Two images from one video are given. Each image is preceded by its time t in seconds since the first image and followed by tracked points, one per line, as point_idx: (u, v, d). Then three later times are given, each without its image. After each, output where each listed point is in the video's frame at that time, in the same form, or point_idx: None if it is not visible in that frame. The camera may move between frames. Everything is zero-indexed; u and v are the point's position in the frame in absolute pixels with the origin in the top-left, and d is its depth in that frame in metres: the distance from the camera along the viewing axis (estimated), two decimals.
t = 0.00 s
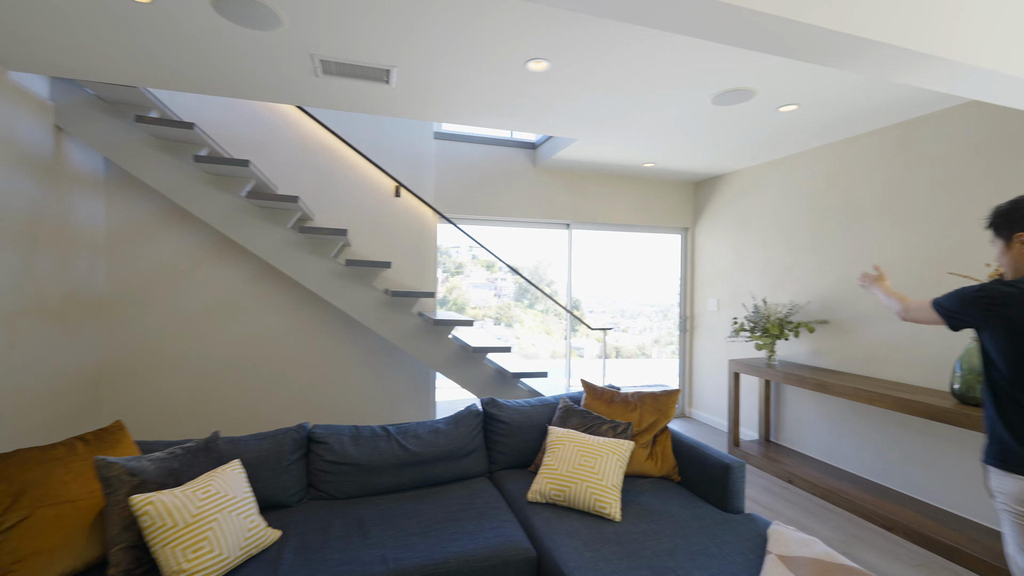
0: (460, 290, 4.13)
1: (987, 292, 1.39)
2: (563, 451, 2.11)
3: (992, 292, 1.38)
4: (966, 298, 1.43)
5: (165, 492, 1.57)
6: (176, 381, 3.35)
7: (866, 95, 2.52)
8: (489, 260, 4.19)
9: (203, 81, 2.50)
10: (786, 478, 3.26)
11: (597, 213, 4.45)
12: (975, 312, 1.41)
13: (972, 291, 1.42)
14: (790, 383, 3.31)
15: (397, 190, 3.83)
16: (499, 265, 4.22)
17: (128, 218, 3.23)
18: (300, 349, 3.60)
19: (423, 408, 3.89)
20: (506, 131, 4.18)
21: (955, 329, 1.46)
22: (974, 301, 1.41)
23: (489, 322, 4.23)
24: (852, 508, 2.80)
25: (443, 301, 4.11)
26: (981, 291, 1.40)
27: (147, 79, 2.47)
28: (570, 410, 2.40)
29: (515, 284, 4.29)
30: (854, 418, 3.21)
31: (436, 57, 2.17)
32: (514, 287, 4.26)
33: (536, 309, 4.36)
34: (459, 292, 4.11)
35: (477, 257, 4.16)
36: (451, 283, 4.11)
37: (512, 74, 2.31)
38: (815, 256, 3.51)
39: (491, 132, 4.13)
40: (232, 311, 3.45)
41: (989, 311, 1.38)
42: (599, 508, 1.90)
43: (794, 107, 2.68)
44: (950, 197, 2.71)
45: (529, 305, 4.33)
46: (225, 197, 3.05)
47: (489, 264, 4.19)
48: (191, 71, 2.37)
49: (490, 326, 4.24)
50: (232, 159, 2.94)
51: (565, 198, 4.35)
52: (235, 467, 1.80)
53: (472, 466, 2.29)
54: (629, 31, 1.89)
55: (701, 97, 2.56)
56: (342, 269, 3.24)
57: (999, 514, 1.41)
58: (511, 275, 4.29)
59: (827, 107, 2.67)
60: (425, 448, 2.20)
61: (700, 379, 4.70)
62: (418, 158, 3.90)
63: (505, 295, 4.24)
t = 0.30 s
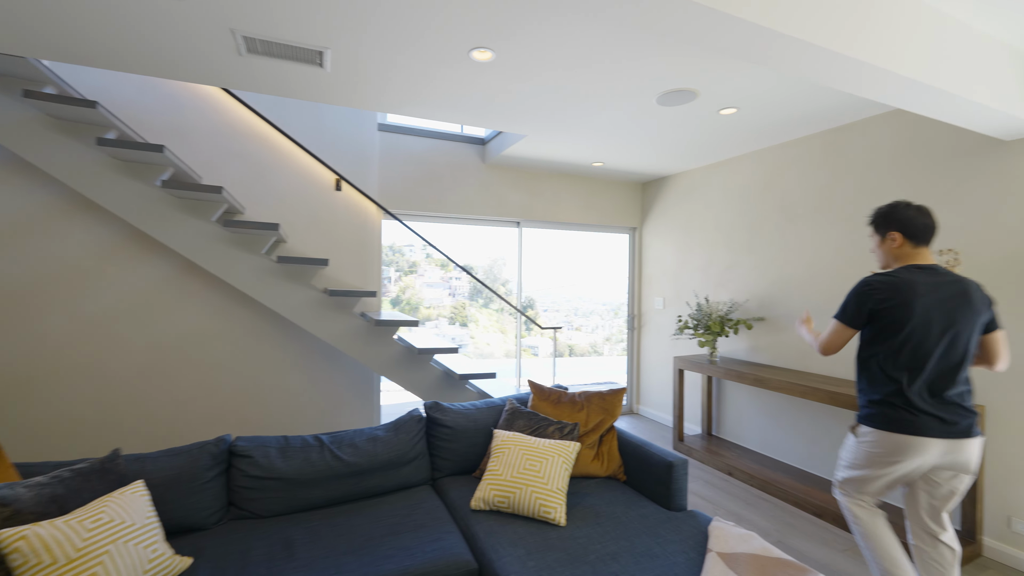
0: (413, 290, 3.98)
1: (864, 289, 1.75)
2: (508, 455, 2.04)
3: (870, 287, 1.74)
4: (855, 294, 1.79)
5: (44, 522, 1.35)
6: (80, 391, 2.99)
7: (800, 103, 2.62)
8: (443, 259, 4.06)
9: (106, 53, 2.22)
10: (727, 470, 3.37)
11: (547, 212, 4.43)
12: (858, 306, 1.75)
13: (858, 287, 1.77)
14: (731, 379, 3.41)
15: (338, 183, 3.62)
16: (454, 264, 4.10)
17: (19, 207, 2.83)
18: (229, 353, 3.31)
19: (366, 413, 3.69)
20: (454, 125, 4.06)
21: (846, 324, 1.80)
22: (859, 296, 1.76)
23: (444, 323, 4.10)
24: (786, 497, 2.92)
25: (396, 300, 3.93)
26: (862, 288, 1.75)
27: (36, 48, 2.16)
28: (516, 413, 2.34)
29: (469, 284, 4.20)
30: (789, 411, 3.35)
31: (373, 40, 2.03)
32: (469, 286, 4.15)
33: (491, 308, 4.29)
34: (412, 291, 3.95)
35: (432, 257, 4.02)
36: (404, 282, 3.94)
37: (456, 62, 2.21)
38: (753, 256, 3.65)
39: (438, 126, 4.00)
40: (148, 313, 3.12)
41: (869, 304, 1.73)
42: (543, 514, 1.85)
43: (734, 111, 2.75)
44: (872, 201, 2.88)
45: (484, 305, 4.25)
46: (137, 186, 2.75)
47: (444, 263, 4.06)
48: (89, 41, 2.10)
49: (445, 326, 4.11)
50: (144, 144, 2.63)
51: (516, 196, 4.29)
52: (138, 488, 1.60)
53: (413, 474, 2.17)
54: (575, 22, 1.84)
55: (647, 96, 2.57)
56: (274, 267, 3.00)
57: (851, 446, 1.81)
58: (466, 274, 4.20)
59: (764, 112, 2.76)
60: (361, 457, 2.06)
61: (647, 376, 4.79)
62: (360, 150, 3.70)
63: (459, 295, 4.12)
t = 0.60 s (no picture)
0: (371, 289, 3.83)
1: (771, 299, 2.03)
2: (456, 463, 1.95)
3: (770, 295, 2.04)
4: (762, 304, 2.06)
5: None
6: None
7: (746, 106, 2.69)
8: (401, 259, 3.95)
9: None
10: (678, 466, 3.42)
11: (502, 210, 4.37)
12: (769, 314, 2.02)
13: (761, 298, 2.06)
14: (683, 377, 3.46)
15: (279, 176, 3.39)
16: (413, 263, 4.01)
17: None
18: (154, 359, 3.03)
19: (311, 421, 3.49)
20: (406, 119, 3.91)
21: (763, 333, 2.03)
22: (767, 305, 2.04)
23: (403, 324, 3.98)
24: (734, 491, 2.99)
25: (352, 301, 3.77)
26: (765, 297, 2.04)
27: None
28: (467, 417, 2.26)
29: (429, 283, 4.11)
30: (736, 407, 3.45)
31: (310, 20, 1.88)
32: (429, 286, 4.06)
33: (451, 308, 4.21)
34: (370, 290, 3.81)
35: (389, 256, 3.90)
36: (361, 282, 3.80)
37: (403, 49, 2.09)
38: (703, 256, 3.73)
39: (389, 119, 3.84)
40: (57, 316, 2.79)
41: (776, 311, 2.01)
42: (492, 523, 1.77)
43: (684, 112, 2.79)
44: (812, 204, 3.00)
45: (445, 304, 4.17)
46: (42, 174, 2.46)
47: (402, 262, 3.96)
48: None
49: (402, 327, 3.99)
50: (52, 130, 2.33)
51: (470, 193, 4.20)
52: (28, 520, 1.40)
53: (356, 486, 2.04)
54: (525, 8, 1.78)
55: (599, 91, 2.57)
56: (204, 265, 2.76)
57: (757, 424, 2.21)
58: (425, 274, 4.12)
59: (712, 114, 2.81)
60: (297, 471, 1.91)
61: (602, 374, 4.83)
62: (304, 142, 3.48)
63: (418, 295, 4.02)
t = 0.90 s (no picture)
0: (344, 289, 3.74)
1: (708, 293, 2.25)
2: (415, 472, 1.86)
3: (707, 288, 2.28)
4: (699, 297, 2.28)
5: None
6: None
7: (714, 104, 2.68)
8: (376, 258, 3.90)
9: None
10: (647, 467, 3.41)
11: (471, 207, 4.28)
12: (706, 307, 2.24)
13: (699, 292, 2.29)
14: (652, 377, 3.45)
15: (234, 169, 3.22)
16: (387, 262, 3.95)
17: None
18: (93, 364, 2.81)
19: (268, 427, 3.31)
20: (371, 113, 3.78)
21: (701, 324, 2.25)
22: (704, 299, 2.26)
23: (377, 324, 3.89)
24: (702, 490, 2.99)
25: (324, 301, 3.67)
26: (702, 291, 2.26)
27: None
28: (428, 422, 2.17)
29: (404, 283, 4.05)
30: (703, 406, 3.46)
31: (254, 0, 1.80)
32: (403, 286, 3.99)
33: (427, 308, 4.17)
34: (343, 292, 3.71)
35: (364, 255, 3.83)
36: (334, 282, 3.70)
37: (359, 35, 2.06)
38: (672, 255, 3.74)
39: (353, 112, 3.70)
40: None
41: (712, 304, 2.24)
42: (452, 534, 1.68)
43: (652, 110, 2.78)
44: (777, 203, 3.03)
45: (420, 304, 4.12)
46: None
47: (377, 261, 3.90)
48: None
49: (377, 327, 3.90)
50: None
51: (439, 191, 4.10)
52: None
53: (309, 498, 1.92)
54: None
55: (566, 84, 2.54)
56: (147, 263, 2.57)
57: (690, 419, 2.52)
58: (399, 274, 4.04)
59: (680, 112, 2.80)
60: (243, 483, 1.78)
61: (573, 374, 4.80)
62: (261, 134, 3.32)
63: (393, 295, 3.95)
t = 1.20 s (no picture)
0: (339, 289, 3.70)
1: (687, 298, 2.29)
2: (386, 481, 1.78)
3: (680, 290, 2.34)
4: (676, 300, 2.31)
5: None
6: None
7: (700, 99, 2.62)
8: (371, 257, 3.87)
9: None
10: (635, 470, 3.34)
11: (457, 206, 4.20)
12: (685, 311, 2.27)
13: (675, 294, 2.33)
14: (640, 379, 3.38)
15: (208, 166, 3.14)
16: (383, 262, 3.92)
17: None
18: (60, 368, 2.71)
19: (245, 432, 3.21)
20: (353, 109, 3.69)
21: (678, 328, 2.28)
22: (682, 302, 2.29)
23: (372, 324, 3.86)
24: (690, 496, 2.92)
25: (319, 302, 3.63)
26: (678, 293, 2.31)
27: None
28: (403, 428, 2.08)
29: (400, 282, 4.03)
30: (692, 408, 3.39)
31: None
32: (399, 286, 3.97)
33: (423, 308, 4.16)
34: (339, 292, 3.67)
35: (359, 254, 3.81)
36: (329, 282, 3.66)
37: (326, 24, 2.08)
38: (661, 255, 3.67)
39: (335, 108, 3.61)
40: None
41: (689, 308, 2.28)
42: (421, 548, 1.60)
43: (637, 106, 2.73)
44: (766, 202, 2.96)
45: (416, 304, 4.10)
46: None
47: (371, 261, 3.87)
48: None
49: (372, 327, 3.87)
50: None
51: (424, 189, 4.01)
52: None
53: (275, 508, 1.83)
54: None
55: (548, 79, 2.48)
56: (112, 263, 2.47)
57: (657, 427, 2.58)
58: (395, 273, 4.01)
59: (666, 107, 2.74)
60: (203, 495, 1.69)
61: (562, 376, 4.73)
62: (238, 130, 3.23)
63: (389, 295, 3.93)
